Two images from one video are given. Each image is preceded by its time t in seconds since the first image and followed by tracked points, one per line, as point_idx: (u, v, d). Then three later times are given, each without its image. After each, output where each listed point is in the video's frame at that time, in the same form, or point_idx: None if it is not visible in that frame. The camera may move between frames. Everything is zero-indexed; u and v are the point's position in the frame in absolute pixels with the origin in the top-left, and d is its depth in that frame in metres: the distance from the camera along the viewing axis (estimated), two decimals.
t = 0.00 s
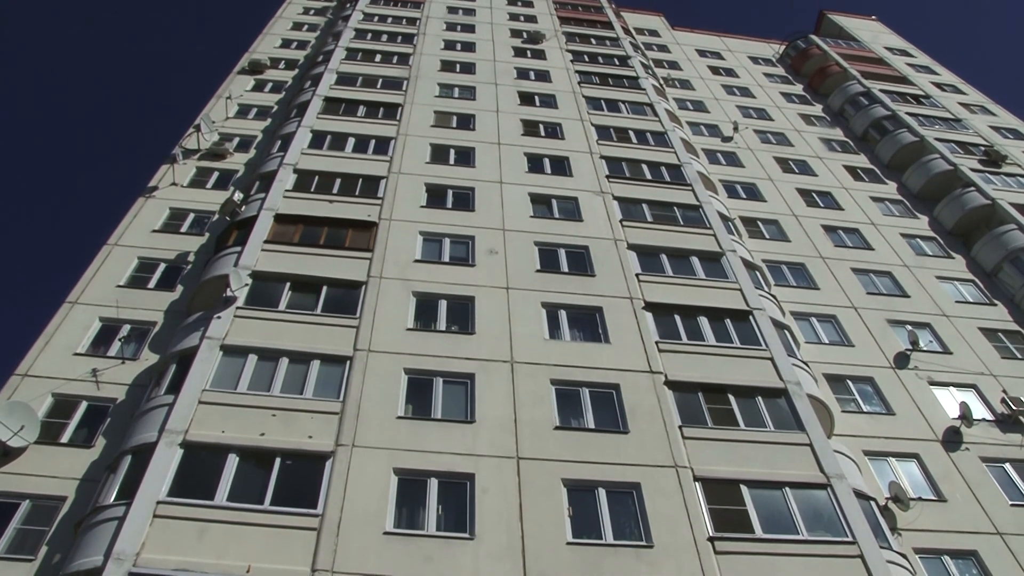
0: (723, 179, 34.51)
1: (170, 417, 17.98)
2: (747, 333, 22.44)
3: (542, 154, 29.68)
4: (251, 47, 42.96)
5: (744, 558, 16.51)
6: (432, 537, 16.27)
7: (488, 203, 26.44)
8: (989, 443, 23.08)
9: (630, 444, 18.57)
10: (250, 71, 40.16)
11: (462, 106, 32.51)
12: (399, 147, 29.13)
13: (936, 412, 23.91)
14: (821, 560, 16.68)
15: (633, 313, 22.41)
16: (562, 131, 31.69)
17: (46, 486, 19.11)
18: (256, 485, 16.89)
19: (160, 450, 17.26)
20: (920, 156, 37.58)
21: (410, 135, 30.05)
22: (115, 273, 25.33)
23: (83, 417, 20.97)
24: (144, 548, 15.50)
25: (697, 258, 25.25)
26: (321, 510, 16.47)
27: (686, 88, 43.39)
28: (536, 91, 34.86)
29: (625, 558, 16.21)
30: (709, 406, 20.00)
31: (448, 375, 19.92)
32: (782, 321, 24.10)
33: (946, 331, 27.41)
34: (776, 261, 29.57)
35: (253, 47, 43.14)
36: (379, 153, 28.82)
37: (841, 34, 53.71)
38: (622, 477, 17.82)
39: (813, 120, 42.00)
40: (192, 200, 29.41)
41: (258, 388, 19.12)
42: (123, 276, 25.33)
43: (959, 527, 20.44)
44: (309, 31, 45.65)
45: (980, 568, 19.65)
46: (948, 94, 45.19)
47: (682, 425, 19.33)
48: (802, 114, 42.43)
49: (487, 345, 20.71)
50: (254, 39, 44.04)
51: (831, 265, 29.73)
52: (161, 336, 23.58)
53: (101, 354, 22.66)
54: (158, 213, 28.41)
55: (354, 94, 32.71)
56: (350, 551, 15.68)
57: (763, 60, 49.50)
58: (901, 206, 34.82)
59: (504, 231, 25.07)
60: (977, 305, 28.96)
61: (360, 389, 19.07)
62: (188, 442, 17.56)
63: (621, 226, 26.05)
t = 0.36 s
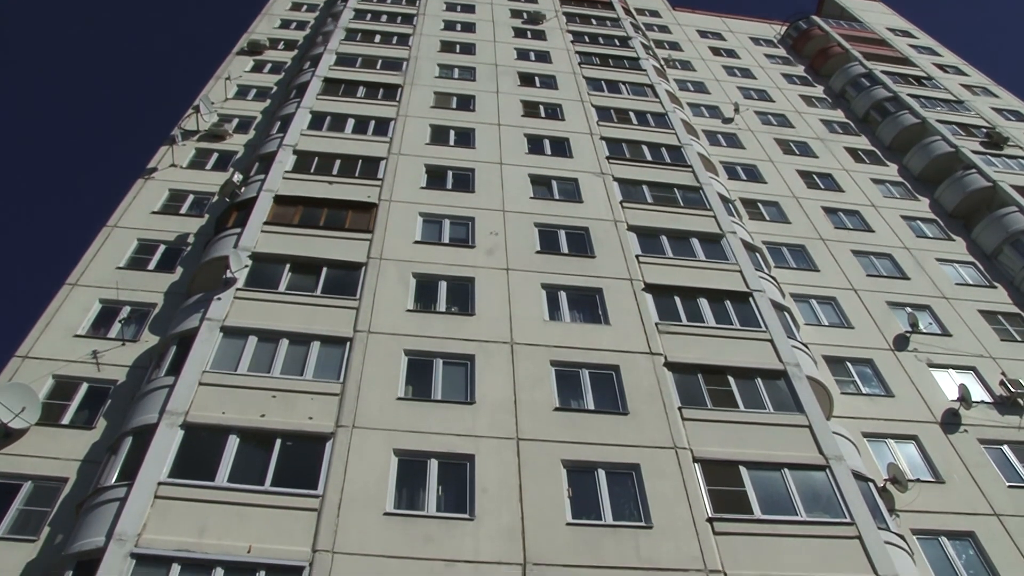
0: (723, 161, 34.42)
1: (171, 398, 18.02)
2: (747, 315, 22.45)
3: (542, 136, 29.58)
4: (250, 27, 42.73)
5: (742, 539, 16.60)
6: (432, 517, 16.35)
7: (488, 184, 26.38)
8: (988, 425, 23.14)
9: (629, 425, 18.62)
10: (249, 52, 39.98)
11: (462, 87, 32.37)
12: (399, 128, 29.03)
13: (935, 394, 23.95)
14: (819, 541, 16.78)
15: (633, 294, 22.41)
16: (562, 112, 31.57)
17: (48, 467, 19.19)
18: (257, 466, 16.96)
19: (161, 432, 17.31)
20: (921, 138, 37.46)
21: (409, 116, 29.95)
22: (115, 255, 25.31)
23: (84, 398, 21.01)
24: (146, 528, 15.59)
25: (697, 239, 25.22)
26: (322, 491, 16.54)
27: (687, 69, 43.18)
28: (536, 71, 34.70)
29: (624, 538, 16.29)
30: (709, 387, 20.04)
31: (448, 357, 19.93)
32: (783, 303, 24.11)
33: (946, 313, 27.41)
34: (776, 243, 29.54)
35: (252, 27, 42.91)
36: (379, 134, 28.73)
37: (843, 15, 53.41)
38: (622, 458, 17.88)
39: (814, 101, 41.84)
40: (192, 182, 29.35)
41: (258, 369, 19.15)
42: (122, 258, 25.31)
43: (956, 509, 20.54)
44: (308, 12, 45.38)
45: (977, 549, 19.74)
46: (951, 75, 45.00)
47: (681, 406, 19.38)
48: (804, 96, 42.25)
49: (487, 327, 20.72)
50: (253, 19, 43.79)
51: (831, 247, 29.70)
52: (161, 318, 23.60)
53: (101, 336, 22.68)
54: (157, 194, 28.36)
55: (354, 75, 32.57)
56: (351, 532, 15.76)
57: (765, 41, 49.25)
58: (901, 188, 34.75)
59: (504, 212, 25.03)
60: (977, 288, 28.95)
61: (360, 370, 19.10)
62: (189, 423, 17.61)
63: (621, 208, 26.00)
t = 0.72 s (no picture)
0: (723, 144, 34.33)
1: (171, 381, 18.05)
2: (746, 297, 22.47)
3: (542, 118, 29.50)
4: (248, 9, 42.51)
5: (740, 522, 16.67)
6: (432, 500, 16.41)
7: (488, 166, 26.32)
8: (986, 408, 23.19)
9: (629, 408, 18.66)
10: (248, 34, 39.81)
11: (462, 69, 32.25)
12: (398, 110, 28.94)
13: (934, 377, 23.99)
14: (817, 524, 16.85)
15: (633, 277, 22.41)
16: (562, 94, 31.47)
17: (49, 450, 19.25)
18: (257, 449, 17.01)
19: (161, 414, 17.35)
20: (922, 121, 37.34)
21: (409, 99, 29.84)
22: (115, 238, 25.28)
23: (84, 381, 21.04)
24: (147, 511, 15.66)
25: (697, 222, 25.19)
26: (322, 473, 16.60)
27: (687, 52, 42.99)
28: (536, 54, 34.56)
29: (623, 521, 16.37)
30: (708, 370, 20.07)
31: (448, 339, 19.94)
32: (783, 287, 24.13)
33: (945, 297, 27.41)
34: (776, 226, 29.51)
35: (250, 9, 42.71)
36: (378, 117, 28.64)
37: None
38: (621, 441, 17.94)
39: (815, 84, 41.68)
40: (191, 165, 29.27)
41: (258, 352, 19.16)
42: (122, 240, 25.29)
43: (954, 492, 20.62)
44: None
45: (975, 532, 19.80)
46: (953, 58, 44.80)
47: (681, 389, 19.41)
48: (805, 79, 42.09)
49: (487, 309, 20.73)
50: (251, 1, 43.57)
51: (831, 230, 29.67)
52: (161, 301, 23.59)
53: (101, 319, 22.68)
54: (156, 177, 28.29)
55: (353, 57, 32.44)
56: (351, 514, 15.84)
57: (766, 23, 49.02)
58: (902, 171, 34.68)
59: (504, 195, 24.99)
60: (978, 271, 28.94)
61: (360, 352, 19.13)
62: (189, 406, 17.64)
63: (621, 190, 25.97)
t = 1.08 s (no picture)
0: (724, 126, 34.22)
1: (171, 364, 18.07)
2: (746, 280, 22.47)
3: (542, 99, 29.40)
4: None
5: (739, 503, 16.75)
6: (432, 481, 16.47)
7: (488, 148, 26.24)
8: (984, 391, 23.23)
9: (629, 390, 18.70)
10: (246, 16, 39.61)
11: (462, 51, 32.11)
12: (398, 92, 28.84)
13: (933, 360, 24.03)
14: (815, 506, 16.93)
15: (633, 259, 22.40)
16: (562, 76, 31.34)
17: (50, 432, 19.31)
18: (257, 430, 17.06)
19: (161, 397, 17.37)
20: (924, 104, 37.23)
21: (409, 80, 29.73)
22: (114, 220, 25.25)
23: (85, 363, 21.07)
24: (148, 492, 15.72)
25: (697, 204, 25.16)
26: (322, 455, 16.65)
27: (688, 33, 42.76)
28: (536, 35, 34.39)
29: (623, 503, 16.44)
30: (708, 352, 20.10)
31: (447, 321, 19.95)
32: (782, 269, 24.12)
33: (945, 281, 27.41)
34: (776, 209, 29.47)
35: None
36: (378, 98, 28.55)
37: None
38: (621, 423, 17.98)
39: (816, 66, 41.50)
40: (190, 146, 29.20)
41: (258, 334, 19.18)
42: (122, 223, 25.26)
43: (952, 474, 20.71)
44: None
45: (972, 514, 19.92)
46: (955, 40, 44.59)
47: (680, 371, 19.45)
48: (806, 61, 41.90)
49: (487, 292, 20.73)
50: None
51: (832, 213, 29.63)
52: (161, 283, 23.60)
53: (101, 301, 22.69)
54: (156, 159, 28.23)
55: (352, 38, 32.29)
56: (351, 496, 15.91)
57: (767, 5, 48.76)
58: (903, 154, 34.59)
59: (503, 177, 24.94)
60: (978, 255, 28.93)
61: (360, 334, 19.14)
62: (190, 388, 17.68)
63: (621, 172, 25.92)
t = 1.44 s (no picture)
0: (725, 107, 34.10)
1: (171, 344, 18.09)
2: (746, 261, 22.46)
3: (542, 80, 29.27)
4: None
5: (738, 484, 16.81)
6: (432, 461, 16.53)
7: (488, 129, 26.16)
8: (983, 373, 23.29)
9: (629, 371, 18.73)
10: None
11: (462, 30, 31.94)
12: (398, 72, 28.70)
13: (932, 342, 24.06)
14: (814, 487, 17.00)
15: (633, 240, 22.38)
16: (562, 56, 31.19)
17: (51, 413, 19.36)
18: (258, 411, 17.10)
19: (161, 378, 17.41)
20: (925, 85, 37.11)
21: (409, 60, 29.58)
22: (114, 201, 25.20)
23: (85, 344, 21.08)
24: (149, 473, 15.78)
25: (698, 185, 25.11)
26: (323, 435, 16.71)
27: (689, 13, 42.51)
28: (536, 15, 34.19)
29: (622, 483, 16.50)
30: (708, 333, 20.12)
31: (447, 302, 19.95)
32: (782, 251, 24.10)
33: (945, 262, 27.40)
34: (777, 190, 29.41)
35: None
36: (378, 79, 28.43)
37: None
38: (620, 403, 18.03)
39: (818, 47, 41.29)
40: (189, 127, 29.09)
41: (258, 315, 19.19)
42: (121, 204, 25.21)
43: (950, 455, 20.80)
44: None
45: (968, 495, 20.03)
46: (958, 21, 44.34)
47: (680, 352, 19.48)
48: (808, 41, 41.68)
49: (487, 272, 20.72)
50: None
51: (832, 194, 29.58)
52: (161, 264, 23.58)
53: (101, 282, 22.68)
54: (155, 140, 28.14)
55: (352, 18, 32.10)
56: (351, 476, 15.98)
57: None
58: (904, 136, 34.49)
59: (503, 157, 24.87)
60: (978, 237, 28.91)
61: (360, 315, 19.16)
62: (190, 369, 17.71)
63: (621, 153, 25.85)
